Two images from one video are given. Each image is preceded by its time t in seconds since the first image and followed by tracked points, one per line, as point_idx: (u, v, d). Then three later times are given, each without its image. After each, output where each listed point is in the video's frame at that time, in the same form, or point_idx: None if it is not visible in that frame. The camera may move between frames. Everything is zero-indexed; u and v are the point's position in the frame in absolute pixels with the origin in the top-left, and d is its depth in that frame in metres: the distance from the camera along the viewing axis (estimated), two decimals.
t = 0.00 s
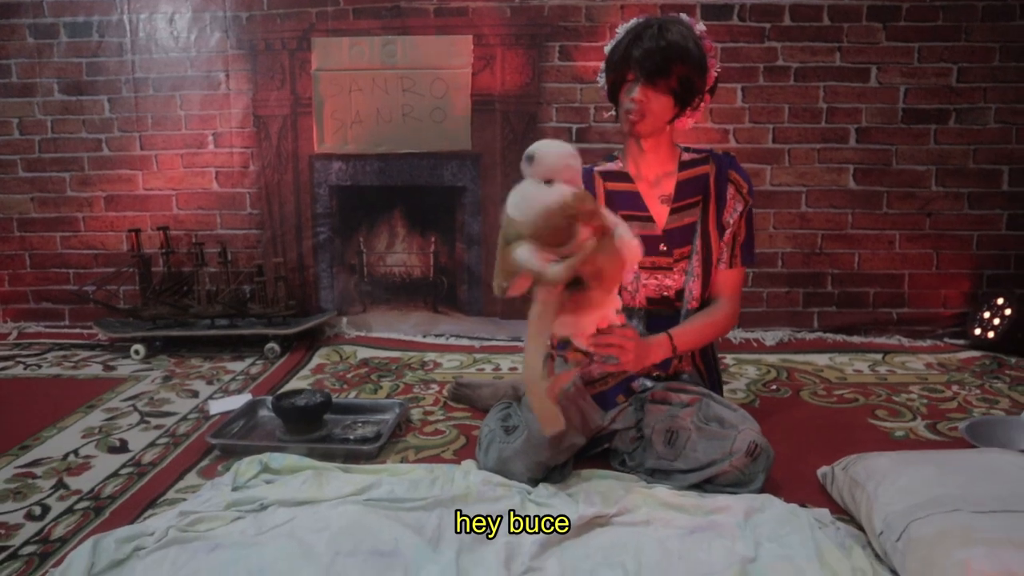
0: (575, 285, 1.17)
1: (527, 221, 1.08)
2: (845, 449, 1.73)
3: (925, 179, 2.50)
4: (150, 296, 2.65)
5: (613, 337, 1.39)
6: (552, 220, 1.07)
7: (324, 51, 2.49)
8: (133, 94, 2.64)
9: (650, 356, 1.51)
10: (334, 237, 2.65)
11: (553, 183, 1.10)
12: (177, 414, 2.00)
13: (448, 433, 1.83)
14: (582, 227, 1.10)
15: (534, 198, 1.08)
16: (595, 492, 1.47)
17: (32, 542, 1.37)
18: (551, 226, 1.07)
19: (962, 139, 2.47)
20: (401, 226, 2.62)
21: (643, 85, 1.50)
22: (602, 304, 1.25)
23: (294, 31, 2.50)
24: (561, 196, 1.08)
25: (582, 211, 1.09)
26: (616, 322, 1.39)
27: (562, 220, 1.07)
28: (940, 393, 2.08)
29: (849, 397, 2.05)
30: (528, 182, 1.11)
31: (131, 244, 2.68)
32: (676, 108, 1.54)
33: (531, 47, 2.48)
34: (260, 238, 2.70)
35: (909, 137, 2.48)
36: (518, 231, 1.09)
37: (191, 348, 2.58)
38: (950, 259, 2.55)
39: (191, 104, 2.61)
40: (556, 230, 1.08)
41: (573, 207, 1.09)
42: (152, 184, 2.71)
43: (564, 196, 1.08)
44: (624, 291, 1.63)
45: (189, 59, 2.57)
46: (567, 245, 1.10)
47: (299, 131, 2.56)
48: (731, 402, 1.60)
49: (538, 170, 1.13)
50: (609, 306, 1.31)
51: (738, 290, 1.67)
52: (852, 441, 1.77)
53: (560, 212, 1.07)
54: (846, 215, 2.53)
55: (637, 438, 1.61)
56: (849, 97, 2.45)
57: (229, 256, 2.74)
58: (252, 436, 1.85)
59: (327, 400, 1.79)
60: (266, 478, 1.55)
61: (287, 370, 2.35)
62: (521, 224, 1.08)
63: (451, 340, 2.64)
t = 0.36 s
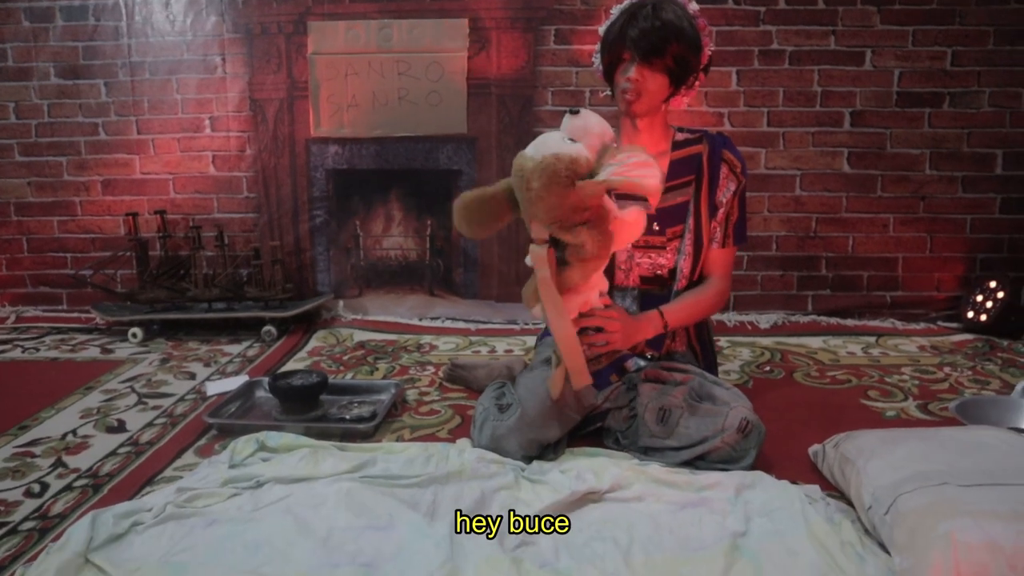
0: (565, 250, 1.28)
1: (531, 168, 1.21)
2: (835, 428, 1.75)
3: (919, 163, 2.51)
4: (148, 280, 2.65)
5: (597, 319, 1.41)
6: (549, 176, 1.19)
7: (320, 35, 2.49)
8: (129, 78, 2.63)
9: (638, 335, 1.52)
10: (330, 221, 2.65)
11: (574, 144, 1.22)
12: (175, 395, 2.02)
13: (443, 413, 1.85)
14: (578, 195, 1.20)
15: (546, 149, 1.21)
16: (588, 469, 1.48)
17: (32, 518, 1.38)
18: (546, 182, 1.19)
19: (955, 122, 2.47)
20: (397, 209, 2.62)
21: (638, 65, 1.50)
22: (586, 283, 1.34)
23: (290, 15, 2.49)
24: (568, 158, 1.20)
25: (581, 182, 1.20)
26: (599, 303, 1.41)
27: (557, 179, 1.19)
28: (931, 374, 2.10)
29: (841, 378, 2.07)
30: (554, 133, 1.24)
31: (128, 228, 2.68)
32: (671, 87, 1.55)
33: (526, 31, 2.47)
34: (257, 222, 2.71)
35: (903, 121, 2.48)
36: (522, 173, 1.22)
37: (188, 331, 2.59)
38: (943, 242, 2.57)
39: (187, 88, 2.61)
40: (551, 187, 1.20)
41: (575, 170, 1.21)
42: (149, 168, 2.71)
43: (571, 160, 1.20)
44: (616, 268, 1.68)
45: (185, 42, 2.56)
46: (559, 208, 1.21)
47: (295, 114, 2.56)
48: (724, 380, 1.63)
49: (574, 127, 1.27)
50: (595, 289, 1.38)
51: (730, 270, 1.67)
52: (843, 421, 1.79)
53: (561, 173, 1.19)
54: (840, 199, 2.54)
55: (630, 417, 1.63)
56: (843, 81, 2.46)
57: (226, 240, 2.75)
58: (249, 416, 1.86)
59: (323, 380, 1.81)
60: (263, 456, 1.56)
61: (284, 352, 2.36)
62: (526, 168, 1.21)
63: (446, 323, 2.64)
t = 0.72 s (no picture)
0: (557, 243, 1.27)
1: (522, 155, 1.23)
2: (827, 417, 1.77)
3: (914, 156, 2.53)
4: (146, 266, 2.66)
5: (595, 309, 1.43)
6: (540, 163, 1.21)
7: (320, 23, 2.49)
8: (129, 64, 2.63)
9: (637, 324, 1.53)
10: (329, 209, 2.67)
11: (566, 135, 1.25)
12: (173, 379, 2.03)
13: (440, 399, 1.87)
14: (564, 185, 1.21)
15: (538, 138, 1.23)
16: (583, 454, 1.50)
17: (33, 497, 1.40)
18: (537, 168, 1.21)
19: (950, 117, 2.49)
20: (395, 197, 2.63)
21: (633, 55, 1.52)
22: (577, 274, 1.31)
23: (290, 2, 2.50)
24: (559, 146, 1.22)
25: (570, 170, 1.22)
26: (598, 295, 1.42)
27: (548, 166, 1.21)
28: (923, 366, 2.12)
29: (835, 368, 2.10)
30: (547, 124, 1.26)
31: (127, 214, 2.69)
32: (665, 77, 1.57)
33: (525, 21, 2.48)
34: (255, 209, 2.71)
35: (899, 114, 2.50)
36: (515, 161, 1.24)
37: (187, 317, 2.60)
38: (936, 236, 2.59)
39: (187, 74, 2.61)
40: (541, 174, 1.21)
41: (566, 160, 1.22)
42: (148, 154, 2.71)
43: (562, 149, 1.22)
44: (613, 259, 1.69)
45: (186, 29, 2.57)
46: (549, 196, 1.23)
47: (295, 102, 2.57)
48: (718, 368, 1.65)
49: (568, 119, 1.29)
50: (591, 280, 1.35)
51: (726, 257, 1.69)
52: (835, 410, 1.81)
53: (551, 160, 1.21)
54: (836, 191, 2.56)
55: (626, 404, 1.66)
56: (840, 74, 2.47)
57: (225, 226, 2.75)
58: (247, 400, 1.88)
59: (322, 365, 1.83)
60: (261, 440, 1.58)
61: (282, 339, 2.37)
62: (518, 156, 1.23)
63: (443, 311, 2.65)
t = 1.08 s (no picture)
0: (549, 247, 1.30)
1: (505, 161, 1.26)
2: (817, 417, 1.80)
3: (905, 161, 2.56)
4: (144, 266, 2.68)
5: (586, 311, 1.45)
6: (523, 168, 1.24)
7: (318, 26, 2.52)
8: (129, 66, 2.66)
9: (628, 325, 1.56)
10: (326, 211, 2.69)
11: (549, 139, 1.27)
12: (171, 378, 2.05)
13: (435, 398, 1.89)
14: (548, 189, 1.24)
15: (521, 143, 1.26)
16: (574, 452, 1.52)
17: (32, 491, 1.41)
18: (519, 173, 1.24)
19: (940, 122, 2.52)
20: (392, 201, 2.66)
21: (625, 60, 1.55)
22: (566, 277, 1.33)
23: (289, 6, 2.52)
24: (540, 151, 1.24)
25: (552, 173, 1.24)
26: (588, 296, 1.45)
27: (530, 170, 1.24)
28: (912, 368, 2.15)
29: (825, 370, 2.12)
30: (530, 130, 1.29)
31: (125, 214, 2.71)
32: (656, 81, 1.60)
33: (521, 26, 2.51)
34: (253, 211, 2.74)
35: (890, 120, 2.53)
36: (498, 167, 1.27)
37: (184, 317, 2.62)
38: (927, 240, 2.62)
39: (186, 76, 2.63)
40: (525, 179, 1.25)
41: (547, 164, 1.24)
42: (147, 155, 2.73)
43: (543, 153, 1.24)
44: (605, 261, 1.71)
45: (185, 32, 2.59)
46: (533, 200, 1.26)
47: (293, 104, 2.59)
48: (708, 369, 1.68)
49: (550, 125, 1.31)
50: (581, 282, 1.37)
51: (716, 258, 1.72)
52: (825, 411, 1.84)
53: (533, 165, 1.24)
54: (828, 196, 2.59)
55: (617, 403, 1.68)
56: (832, 80, 2.50)
57: (223, 227, 2.77)
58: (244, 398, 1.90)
59: (318, 364, 1.85)
60: (257, 436, 1.60)
61: (278, 339, 2.39)
62: (502, 161, 1.26)
63: (439, 313, 2.66)
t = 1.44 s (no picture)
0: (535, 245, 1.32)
1: (493, 161, 1.29)
2: (805, 420, 1.82)
3: (893, 170, 2.59)
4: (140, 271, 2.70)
5: (576, 312, 1.47)
6: (510, 167, 1.27)
7: (314, 34, 2.55)
8: (126, 72, 2.68)
9: (618, 326, 1.58)
10: (320, 217, 2.70)
11: (536, 140, 1.30)
12: (165, 380, 2.06)
13: (428, 400, 1.90)
14: (533, 188, 1.26)
15: (508, 144, 1.29)
16: (565, 452, 1.54)
17: (27, 489, 1.42)
18: (506, 173, 1.27)
19: (928, 131, 2.56)
20: (386, 207, 2.68)
21: (615, 67, 1.58)
22: (554, 276, 1.36)
23: (285, 15, 2.55)
24: (527, 151, 1.27)
25: (538, 173, 1.27)
26: (578, 298, 1.47)
27: (516, 169, 1.26)
28: (900, 372, 2.18)
29: (814, 374, 2.15)
30: (518, 131, 1.32)
31: (121, 219, 2.73)
32: (646, 88, 1.63)
33: (515, 34, 2.55)
34: (248, 216, 2.76)
35: (879, 129, 2.57)
36: (486, 167, 1.30)
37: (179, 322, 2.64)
38: (915, 248, 2.66)
39: (183, 83, 2.66)
40: (511, 178, 1.27)
41: (534, 163, 1.27)
42: (144, 160, 2.75)
43: (529, 153, 1.27)
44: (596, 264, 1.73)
45: (182, 39, 2.62)
46: (518, 199, 1.28)
47: (289, 111, 2.61)
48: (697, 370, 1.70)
49: (537, 127, 1.35)
50: (569, 282, 1.39)
51: (705, 262, 1.75)
52: (813, 413, 1.86)
53: (519, 164, 1.26)
54: (817, 203, 2.63)
55: (608, 405, 1.70)
56: (821, 89, 2.54)
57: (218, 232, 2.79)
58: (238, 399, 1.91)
59: (312, 366, 1.86)
60: (251, 436, 1.61)
61: (272, 343, 2.41)
62: (489, 161, 1.29)
63: (432, 318, 2.69)
